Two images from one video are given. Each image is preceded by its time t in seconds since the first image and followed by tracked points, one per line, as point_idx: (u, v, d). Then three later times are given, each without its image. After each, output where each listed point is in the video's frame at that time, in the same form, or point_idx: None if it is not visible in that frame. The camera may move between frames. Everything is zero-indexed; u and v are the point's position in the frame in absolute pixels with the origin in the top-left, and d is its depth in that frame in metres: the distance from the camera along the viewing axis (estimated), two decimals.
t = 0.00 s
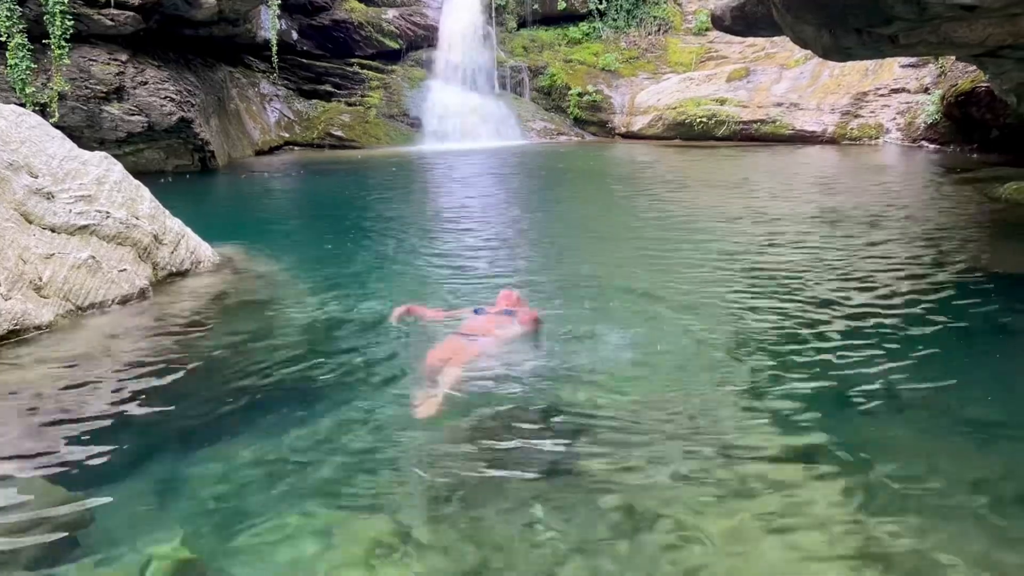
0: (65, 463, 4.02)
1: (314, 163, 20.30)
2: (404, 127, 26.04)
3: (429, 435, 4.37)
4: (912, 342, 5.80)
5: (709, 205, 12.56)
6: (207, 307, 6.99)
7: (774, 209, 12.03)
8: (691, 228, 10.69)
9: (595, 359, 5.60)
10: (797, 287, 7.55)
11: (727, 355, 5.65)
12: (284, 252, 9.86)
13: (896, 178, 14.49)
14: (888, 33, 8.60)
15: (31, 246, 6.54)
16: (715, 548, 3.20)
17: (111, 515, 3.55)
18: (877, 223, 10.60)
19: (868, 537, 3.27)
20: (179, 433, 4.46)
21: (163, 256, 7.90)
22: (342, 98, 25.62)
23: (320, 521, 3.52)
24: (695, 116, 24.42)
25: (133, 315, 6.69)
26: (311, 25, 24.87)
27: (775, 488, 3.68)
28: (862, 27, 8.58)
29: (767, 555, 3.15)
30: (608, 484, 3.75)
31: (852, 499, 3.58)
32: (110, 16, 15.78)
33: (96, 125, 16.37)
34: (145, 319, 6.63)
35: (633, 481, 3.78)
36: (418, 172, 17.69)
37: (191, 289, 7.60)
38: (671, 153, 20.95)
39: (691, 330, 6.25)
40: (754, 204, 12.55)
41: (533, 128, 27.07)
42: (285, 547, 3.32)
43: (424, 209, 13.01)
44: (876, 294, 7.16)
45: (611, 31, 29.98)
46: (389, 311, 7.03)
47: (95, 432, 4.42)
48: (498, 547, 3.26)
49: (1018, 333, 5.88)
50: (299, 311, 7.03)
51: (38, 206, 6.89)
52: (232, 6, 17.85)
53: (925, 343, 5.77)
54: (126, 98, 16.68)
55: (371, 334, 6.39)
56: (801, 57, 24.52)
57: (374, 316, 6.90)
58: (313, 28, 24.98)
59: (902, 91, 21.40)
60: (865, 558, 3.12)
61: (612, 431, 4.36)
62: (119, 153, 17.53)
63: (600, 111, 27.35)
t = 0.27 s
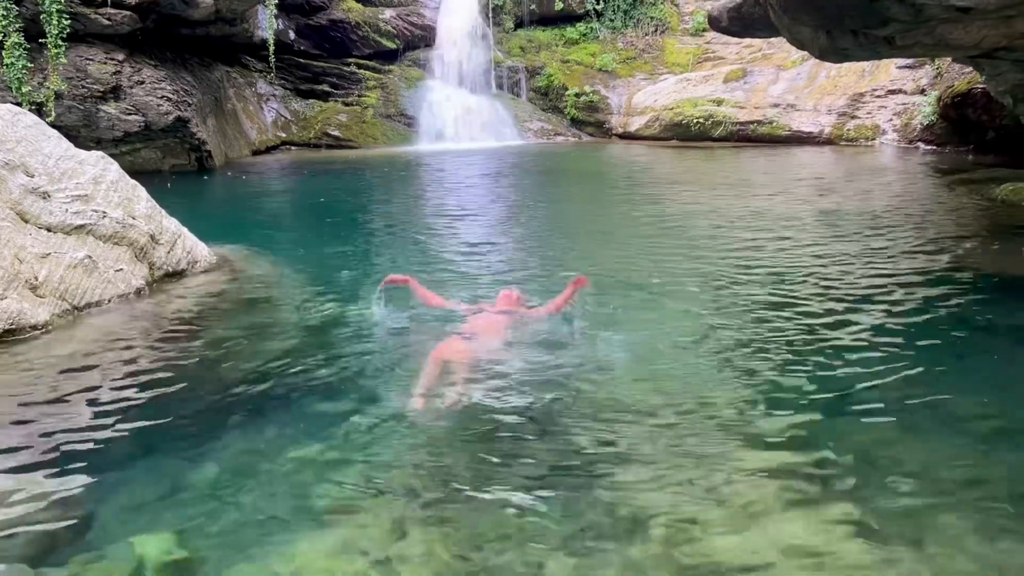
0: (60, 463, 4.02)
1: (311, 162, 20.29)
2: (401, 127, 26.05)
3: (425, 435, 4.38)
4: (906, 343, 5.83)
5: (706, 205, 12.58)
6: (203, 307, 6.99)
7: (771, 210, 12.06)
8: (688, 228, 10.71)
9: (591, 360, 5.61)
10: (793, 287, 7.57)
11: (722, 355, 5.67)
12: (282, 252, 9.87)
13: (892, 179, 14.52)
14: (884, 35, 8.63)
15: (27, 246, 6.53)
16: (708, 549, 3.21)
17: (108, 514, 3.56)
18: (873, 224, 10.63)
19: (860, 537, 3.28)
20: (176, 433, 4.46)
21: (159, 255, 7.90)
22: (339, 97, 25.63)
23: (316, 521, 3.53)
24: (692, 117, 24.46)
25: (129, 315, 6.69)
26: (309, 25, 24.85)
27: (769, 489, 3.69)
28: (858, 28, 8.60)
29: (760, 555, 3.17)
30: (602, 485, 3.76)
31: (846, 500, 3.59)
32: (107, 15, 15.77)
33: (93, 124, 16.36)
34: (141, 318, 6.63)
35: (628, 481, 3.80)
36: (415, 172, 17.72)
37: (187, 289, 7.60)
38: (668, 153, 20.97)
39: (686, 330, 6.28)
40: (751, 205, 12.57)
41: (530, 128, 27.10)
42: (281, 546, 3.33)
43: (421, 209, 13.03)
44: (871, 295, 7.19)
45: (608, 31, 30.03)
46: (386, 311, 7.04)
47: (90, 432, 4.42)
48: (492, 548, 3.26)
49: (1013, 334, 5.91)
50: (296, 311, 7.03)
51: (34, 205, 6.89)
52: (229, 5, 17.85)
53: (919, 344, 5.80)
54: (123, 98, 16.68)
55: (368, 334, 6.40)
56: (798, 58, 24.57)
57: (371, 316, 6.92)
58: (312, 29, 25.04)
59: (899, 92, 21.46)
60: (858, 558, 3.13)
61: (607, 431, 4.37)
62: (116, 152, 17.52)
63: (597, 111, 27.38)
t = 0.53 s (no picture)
0: (56, 463, 4.01)
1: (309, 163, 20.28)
2: (399, 127, 26.04)
3: (424, 435, 4.38)
4: (905, 344, 5.84)
5: (704, 206, 12.60)
6: (201, 307, 6.98)
7: (770, 210, 12.07)
8: (687, 228, 10.72)
9: (588, 360, 5.62)
10: (790, 287, 7.59)
11: (720, 355, 5.67)
12: (280, 251, 9.86)
13: (889, 180, 14.54)
14: (882, 36, 8.64)
15: (24, 245, 6.52)
16: (707, 551, 3.21)
17: (106, 514, 3.56)
18: (872, 224, 10.64)
19: (859, 539, 3.28)
20: (174, 433, 4.46)
21: (156, 255, 7.89)
22: (337, 98, 25.64)
23: (313, 521, 3.52)
24: (690, 118, 24.46)
25: (126, 314, 6.68)
26: (307, 25, 24.79)
27: (767, 490, 3.69)
28: (856, 29, 8.62)
29: (758, 555, 3.17)
30: (602, 485, 3.76)
31: (843, 500, 3.59)
32: (105, 15, 15.75)
33: (90, 124, 16.33)
34: (138, 318, 6.62)
35: (626, 482, 3.79)
36: (413, 173, 17.72)
37: (185, 288, 7.59)
38: (666, 154, 20.97)
39: (685, 330, 6.29)
40: (749, 205, 12.59)
41: (527, 129, 27.10)
42: (278, 547, 3.33)
43: (419, 209, 13.03)
44: (869, 296, 7.20)
45: (606, 32, 30.04)
46: (384, 311, 7.04)
47: (87, 432, 4.40)
48: (491, 549, 3.26)
49: (1010, 335, 5.92)
50: (294, 311, 7.03)
51: (32, 204, 6.88)
52: (227, 5, 17.83)
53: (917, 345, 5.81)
54: (121, 97, 16.66)
55: (367, 333, 6.41)
56: (796, 59, 24.59)
57: (369, 316, 6.92)
58: (309, 29, 25.00)
59: (896, 93, 21.50)
60: (855, 560, 3.14)
61: (605, 432, 4.38)
62: (113, 152, 17.50)
63: (595, 112, 27.38)
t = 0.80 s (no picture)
0: (55, 463, 4.02)
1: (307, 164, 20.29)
2: (398, 128, 26.05)
3: (422, 435, 4.40)
4: (902, 344, 5.86)
5: (703, 207, 12.62)
6: (199, 307, 6.99)
7: (767, 212, 12.10)
8: (686, 230, 10.74)
9: (586, 360, 5.64)
10: (788, 288, 7.62)
11: (718, 356, 5.69)
12: (279, 252, 9.87)
13: (887, 182, 14.57)
14: (879, 38, 8.66)
15: (22, 245, 6.52)
16: (704, 551, 3.23)
17: (104, 515, 3.57)
18: (869, 226, 10.66)
19: (855, 538, 3.30)
20: (172, 433, 4.47)
21: (155, 255, 7.90)
22: (336, 99, 25.68)
23: (312, 521, 3.53)
24: (688, 119, 24.48)
25: (124, 315, 6.69)
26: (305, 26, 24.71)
27: (764, 490, 3.71)
28: (853, 31, 8.64)
29: (754, 555, 3.19)
30: (599, 485, 3.78)
31: (840, 501, 3.61)
32: (103, 16, 15.75)
33: (89, 125, 16.33)
34: (137, 318, 6.63)
35: (624, 482, 3.81)
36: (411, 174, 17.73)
37: (183, 289, 7.60)
38: (664, 155, 20.98)
39: (683, 331, 6.31)
40: (747, 207, 12.61)
41: (525, 130, 27.12)
42: (277, 547, 3.34)
43: (418, 210, 13.05)
44: (867, 297, 7.22)
45: (604, 34, 30.07)
46: (383, 311, 7.05)
47: (86, 432, 4.41)
48: (489, 549, 3.27)
49: (1007, 336, 5.95)
50: (292, 312, 7.04)
51: (30, 205, 6.88)
52: (225, 6, 17.84)
53: (914, 345, 5.83)
54: (119, 98, 16.67)
55: (365, 334, 6.43)
56: (793, 61, 24.62)
57: (368, 317, 6.93)
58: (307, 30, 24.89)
59: (894, 95, 21.54)
60: (852, 560, 3.15)
61: (603, 432, 4.39)
62: (112, 153, 17.50)
63: (593, 113, 27.40)
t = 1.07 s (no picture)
0: (51, 464, 4.01)
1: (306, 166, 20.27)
2: (397, 130, 26.04)
3: (420, 437, 4.40)
4: (900, 348, 5.85)
5: (702, 210, 12.62)
6: (197, 309, 6.99)
7: (767, 214, 12.11)
8: (685, 232, 10.74)
9: (585, 362, 5.64)
10: (786, 291, 7.62)
11: (715, 359, 5.68)
12: (277, 254, 9.87)
13: (885, 185, 14.58)
14: (877, 41, 8.68)
15: (20, 246, 6.51)
16: (700, 552, 3.23)
17: (102, 516, 3.56)
18: (869, 229, 10.66)
19: (851, 540, 3.30)
20: (170, 434, 4.47)
21: (153, 257, 7.89)
22: (335, 101, 25.66)
23: (309, 522, 3.53)
24: (686, 122, 24.49)
25: (123, 317, 6.67)
26: (303, 28, 24.82)
27: (761, 492, 3.71)
28: (852, 34, 8.66)
29: (750, 556, 3.19)
30: (597, 487, 3.78)
31: (838, 502, 3.61)
32: (102, 18, 15.75)
33: (87, 126, 16.31)
34: (134, 320, 6.61)
35: (621, 484, 3.80)
36: (410, 176, 17.74)
37: (181, 291, 7.59)
38: (663, 158, 20.99)
39: (681, 333, 6.32)
40: (746, 209, 12.62)
41: (524, 133, 27.13)
42: (273, 547, 3.33)
43: (417, 212, 13.05)
44: (865, 300, 7.22)
45: (603, 36, 30.10)
46: (382, 313, 7.04)
47: (83, 433, 4.40)
48: (486, 550, 3.27)
49: (1005, 339, 5.95)
50: (290, 313, 7.03)
51: (28, 207, 6.87)
52: (224, 8, 17.86)
53: (912, 348, 5.83)
54: (118, 100, 16.67)
55: (364, 336, 6.43)
56: (792, 64, 24.66)
57: (368, 319, 6.92)
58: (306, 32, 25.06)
59: (893, 98, 21.57)
60: (848, 561, 3.15)
61: (600, 433, 4.40)
62: (110, 155, 17.50)
63: (592, 116, 27.41)
